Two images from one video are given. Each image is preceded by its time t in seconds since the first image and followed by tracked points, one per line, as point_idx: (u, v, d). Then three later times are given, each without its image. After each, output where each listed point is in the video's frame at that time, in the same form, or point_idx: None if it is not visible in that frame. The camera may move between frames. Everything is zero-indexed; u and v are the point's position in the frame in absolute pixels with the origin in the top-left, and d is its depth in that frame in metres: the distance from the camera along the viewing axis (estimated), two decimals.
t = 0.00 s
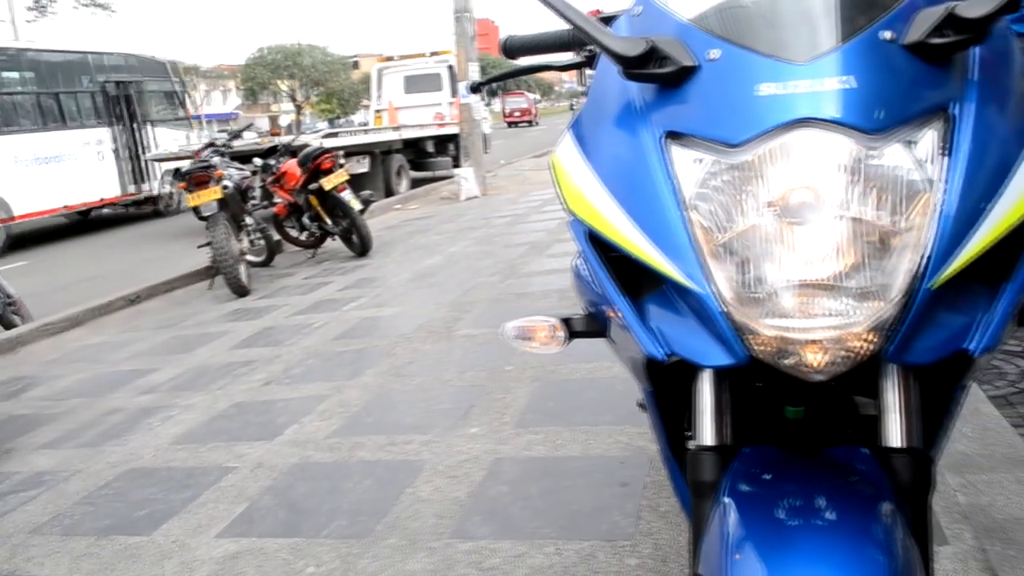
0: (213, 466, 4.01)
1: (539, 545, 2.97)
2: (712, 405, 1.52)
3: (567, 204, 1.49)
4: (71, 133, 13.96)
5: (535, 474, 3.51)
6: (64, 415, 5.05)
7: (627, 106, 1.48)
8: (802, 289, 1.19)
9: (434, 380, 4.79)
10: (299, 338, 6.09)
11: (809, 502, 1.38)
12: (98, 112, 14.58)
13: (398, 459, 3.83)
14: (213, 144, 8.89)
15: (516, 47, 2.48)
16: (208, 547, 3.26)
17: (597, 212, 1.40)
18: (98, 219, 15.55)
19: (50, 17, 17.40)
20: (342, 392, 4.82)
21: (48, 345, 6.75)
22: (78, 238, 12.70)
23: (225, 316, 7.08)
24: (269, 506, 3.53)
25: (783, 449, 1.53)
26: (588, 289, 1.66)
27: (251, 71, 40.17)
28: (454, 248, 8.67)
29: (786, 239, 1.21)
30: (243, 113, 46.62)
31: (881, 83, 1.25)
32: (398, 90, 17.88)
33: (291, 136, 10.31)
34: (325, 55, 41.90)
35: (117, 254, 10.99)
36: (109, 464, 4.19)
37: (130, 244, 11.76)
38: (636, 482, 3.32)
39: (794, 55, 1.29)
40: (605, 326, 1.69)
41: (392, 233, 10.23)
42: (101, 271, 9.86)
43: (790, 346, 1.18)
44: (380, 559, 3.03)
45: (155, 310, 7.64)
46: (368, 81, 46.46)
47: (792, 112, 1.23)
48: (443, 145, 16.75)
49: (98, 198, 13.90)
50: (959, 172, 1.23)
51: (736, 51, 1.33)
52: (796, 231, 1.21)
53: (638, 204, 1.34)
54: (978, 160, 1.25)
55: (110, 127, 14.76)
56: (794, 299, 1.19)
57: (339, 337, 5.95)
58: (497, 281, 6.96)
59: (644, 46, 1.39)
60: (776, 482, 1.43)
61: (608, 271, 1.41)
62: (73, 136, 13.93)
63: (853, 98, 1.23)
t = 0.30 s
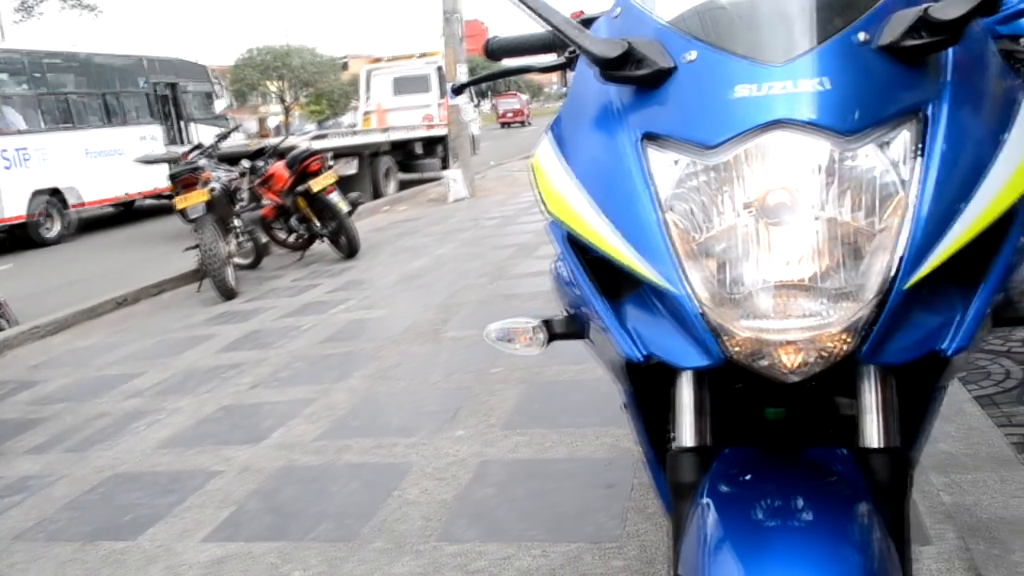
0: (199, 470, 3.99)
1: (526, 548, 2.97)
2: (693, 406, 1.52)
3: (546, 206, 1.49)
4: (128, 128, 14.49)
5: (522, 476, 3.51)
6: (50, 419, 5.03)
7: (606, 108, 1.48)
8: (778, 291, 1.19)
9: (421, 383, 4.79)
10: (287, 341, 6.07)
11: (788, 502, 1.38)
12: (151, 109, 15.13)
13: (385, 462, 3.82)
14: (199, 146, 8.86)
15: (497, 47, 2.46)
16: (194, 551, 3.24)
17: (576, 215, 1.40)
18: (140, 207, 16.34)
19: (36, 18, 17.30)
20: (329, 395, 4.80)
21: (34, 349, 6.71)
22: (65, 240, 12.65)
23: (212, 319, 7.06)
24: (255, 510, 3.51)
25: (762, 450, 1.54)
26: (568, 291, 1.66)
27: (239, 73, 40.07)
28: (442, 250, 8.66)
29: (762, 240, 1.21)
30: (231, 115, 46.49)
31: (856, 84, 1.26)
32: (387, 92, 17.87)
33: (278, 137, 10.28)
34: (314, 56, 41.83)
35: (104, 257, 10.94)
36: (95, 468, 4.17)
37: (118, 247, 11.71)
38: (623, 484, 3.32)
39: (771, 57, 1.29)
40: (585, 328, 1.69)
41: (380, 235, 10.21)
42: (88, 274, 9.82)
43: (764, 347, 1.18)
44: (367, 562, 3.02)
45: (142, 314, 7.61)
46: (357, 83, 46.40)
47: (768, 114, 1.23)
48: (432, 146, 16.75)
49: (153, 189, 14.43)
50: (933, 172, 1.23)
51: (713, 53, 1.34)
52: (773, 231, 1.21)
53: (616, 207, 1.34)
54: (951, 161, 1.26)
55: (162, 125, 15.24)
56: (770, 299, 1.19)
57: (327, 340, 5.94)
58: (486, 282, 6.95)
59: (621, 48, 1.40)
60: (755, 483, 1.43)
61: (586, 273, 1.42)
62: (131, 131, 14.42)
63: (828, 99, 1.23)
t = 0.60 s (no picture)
0: (184, 474, 3.98)
1: (510, 549, 2.98)
2: (671, 408, 1.53)
3: (522, 209, 1.50)
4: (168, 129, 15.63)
5: (507, 478, 3.51)
6: (34, 423, 5.00)
7: (582, 112, 1.49)
8: (750, 292, 1.21)
9: (407, 386, 4.79)
10: (273, 344, 6.06)
11: (764, 501, 1.40)
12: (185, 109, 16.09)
13: (370, 465, 3.82)
14: (185, 149, 8.83)
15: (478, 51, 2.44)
16: (178, 555, 3.23)
17: (552, 218, 1.41)
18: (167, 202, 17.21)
19: (22, 22, 17.23)
20: (315, 398, 4.80)
21: (17, 354, 6.67)
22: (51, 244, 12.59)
23: (198, 322, 7.03)
24: (240, 514, 3.51)
25: (739, 450, 1.55)
26: (545, 294, 1.67)
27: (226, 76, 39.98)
28: (429, 252, 8.66)
29: (735, 242, 1.23)
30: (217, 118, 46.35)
31: (828, 87, 1.27)
32: (373, 95, 17.87)
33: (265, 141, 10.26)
34: (301, 60, 41.78)
35: (89, 260, 10.90)
36: (79, 473, 4.15)
37: (104, 250, 11.67)
38: (607, 485, 3.33)
39: (744, 61, 1.31)
40: (563, 330, 1.70)
41: (366, 238, 10.20)
42: (73, 277, 9.77)
43: (736, 348, 1.20)
44: (351, 565, 3.02)
45: (128, 317, 7.57)
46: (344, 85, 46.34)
47: (739, 117, 1.25)
48: (419, 149, 16.76)
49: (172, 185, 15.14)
50: (905, 174, 1.25)
51: (686, 57, 1.35)
52: (745, 232, 1.22)
53: (591, 209, 1.36)
54: (923, 161, 1.27)
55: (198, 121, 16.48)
56: (742, 300, 1.21)
57: (313, 343, 5.94)
58: (472, 285, 6.96)
59: (596, 53, 1.41)
60: (731, 482, 1.44)
61: (563, 276, 1.43)
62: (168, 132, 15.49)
63: (799, 102, 1.25)
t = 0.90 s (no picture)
0: (168, 477, 3.96)
1: (494, 549, 2.97)
2: (651, 408, 1.53)
3: (499, 209, 1.51)
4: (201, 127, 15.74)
5: (492, 478, 3.51)
6: (18, 427, 4.96)
7: (558, 113, 1.50)
8: (725, 291, 1.21)
9: (392, 386, 4.77)
10: (258, 346, 6.04)
11: (742, 500, 1.40)
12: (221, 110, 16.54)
13: (355, 466, 3.81)
14: (169, 150, 8.77)
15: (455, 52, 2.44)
16: (162, 559, 3.22)
17: (529, 219, 1.41)
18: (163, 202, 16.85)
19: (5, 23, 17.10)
20: (300, 400, 4.78)
21: None
22: (35, 246, 12.50)
23: (183, 325, 7.00)
24: (225, 516, 3.49)
25: (718, 449, 1.56)
26: (523, 293, 1.68)
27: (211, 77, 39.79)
28: (415, 253, 8.64)
29: (710, 240, 1.23)
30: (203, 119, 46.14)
31: (800, 86, 1.28)
32: (359, 95, 17.84)
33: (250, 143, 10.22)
34: (287, 61, 41.69)
35: (73, 263, 10.83)
36: (63, 477, 4.13)
37: (89, 252, 11.60)
38: (592, 484, 3.34)
39: (718, 61, 1.32)
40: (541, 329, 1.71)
41: (352, 239, 10.17)
42: (57, 280, 9.71)
43: (711, 347, 1.20)
44: (336, 566, 3.02)
45: (112, 320, 7.53)
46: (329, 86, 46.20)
47: (714, 116, 1.25)
48: (406, 149, 16.74)
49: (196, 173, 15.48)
50: (877, 172, 1.25)
51: (660, 57, 1.36)
52: (719, 231, 1.23)
53: (567, 210, 1.36)
54: (896, 160, 1.28)
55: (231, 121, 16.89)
56: (718, 299, 1.21)
57: (299, 344, 5.92)
58: (458, 285, 6.95)
59: (570, 52, 1.42)
60: (711, 481, 1.45)
61: (541, 277, 1.44)
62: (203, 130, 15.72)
63: (772, 102, 1.25)
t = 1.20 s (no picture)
0: (150, 481, 3.94)
1: (477, 553, 2.97)
2: (627, 411, 1.54)
3: (475, 213, 1.51)
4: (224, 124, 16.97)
5: (475, 481, 3.51)
6: None
7: (534, 118, 1.50)
8: (697, 296, 1.22)
9: (377, 390, 4.76)
10: (243, 349, 6.02)
11: (716, 504, 1.40)
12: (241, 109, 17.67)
13: (338, 470, 3.80)
14: (152, 153, 8.72)
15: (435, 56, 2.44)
16: (142, 563, 3.20)
17: (504, 224, 1.42)
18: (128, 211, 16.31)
19: None
20: (284, 403, 4.76)
21: None
22: (19, 248, 12.42)
23: (166, 328, 6.96)
24: (207, 520, 3.48)
25: (693, 452, 1.56)
26: (499, 298, 1.68)
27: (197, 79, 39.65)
28: (401, 256, 8.63)
29: (682, 245, 1.23)
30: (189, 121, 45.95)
31: (773, 92, 1.29)
32: (346, 98, 17.83)
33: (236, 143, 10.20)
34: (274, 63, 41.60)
35: (57, 265, 10.76)
36: (44, 481, 4.10)
37: (73, 254, 11.53)
38: (575, 488, 3.34)
39: (692, 67, 1.33)
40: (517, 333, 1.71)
41: (338, 242, 10.15)
42: (41, 282, 9.64)
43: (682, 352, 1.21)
44: (317, 571, 3.00)
45: (96, 323, 7.48)
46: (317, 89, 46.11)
47: (687, 121, 1.26)
48: (393, 152, 16.73)
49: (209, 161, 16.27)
50: (848, 179, 1.26)
51: (635, 63, 1.37)
52: (692, 236, 1.23)
53: (542, 215, 1.36)
54: (868, 166, 1.29)
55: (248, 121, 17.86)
56: (690, 304, 1.22)
57: (283, 347, 5.90)
58: (444, 288, 6.95)
59: (545, 56, 1.42)
60: (686, 484, 1.45)
61: (516, 281, 1.44)
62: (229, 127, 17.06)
63: (745, 108, 1.26)
